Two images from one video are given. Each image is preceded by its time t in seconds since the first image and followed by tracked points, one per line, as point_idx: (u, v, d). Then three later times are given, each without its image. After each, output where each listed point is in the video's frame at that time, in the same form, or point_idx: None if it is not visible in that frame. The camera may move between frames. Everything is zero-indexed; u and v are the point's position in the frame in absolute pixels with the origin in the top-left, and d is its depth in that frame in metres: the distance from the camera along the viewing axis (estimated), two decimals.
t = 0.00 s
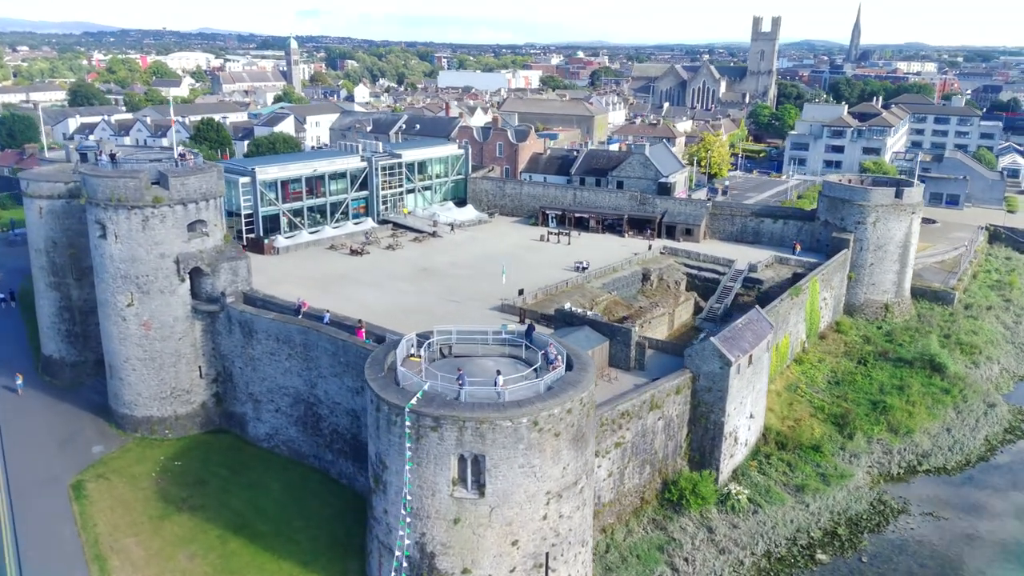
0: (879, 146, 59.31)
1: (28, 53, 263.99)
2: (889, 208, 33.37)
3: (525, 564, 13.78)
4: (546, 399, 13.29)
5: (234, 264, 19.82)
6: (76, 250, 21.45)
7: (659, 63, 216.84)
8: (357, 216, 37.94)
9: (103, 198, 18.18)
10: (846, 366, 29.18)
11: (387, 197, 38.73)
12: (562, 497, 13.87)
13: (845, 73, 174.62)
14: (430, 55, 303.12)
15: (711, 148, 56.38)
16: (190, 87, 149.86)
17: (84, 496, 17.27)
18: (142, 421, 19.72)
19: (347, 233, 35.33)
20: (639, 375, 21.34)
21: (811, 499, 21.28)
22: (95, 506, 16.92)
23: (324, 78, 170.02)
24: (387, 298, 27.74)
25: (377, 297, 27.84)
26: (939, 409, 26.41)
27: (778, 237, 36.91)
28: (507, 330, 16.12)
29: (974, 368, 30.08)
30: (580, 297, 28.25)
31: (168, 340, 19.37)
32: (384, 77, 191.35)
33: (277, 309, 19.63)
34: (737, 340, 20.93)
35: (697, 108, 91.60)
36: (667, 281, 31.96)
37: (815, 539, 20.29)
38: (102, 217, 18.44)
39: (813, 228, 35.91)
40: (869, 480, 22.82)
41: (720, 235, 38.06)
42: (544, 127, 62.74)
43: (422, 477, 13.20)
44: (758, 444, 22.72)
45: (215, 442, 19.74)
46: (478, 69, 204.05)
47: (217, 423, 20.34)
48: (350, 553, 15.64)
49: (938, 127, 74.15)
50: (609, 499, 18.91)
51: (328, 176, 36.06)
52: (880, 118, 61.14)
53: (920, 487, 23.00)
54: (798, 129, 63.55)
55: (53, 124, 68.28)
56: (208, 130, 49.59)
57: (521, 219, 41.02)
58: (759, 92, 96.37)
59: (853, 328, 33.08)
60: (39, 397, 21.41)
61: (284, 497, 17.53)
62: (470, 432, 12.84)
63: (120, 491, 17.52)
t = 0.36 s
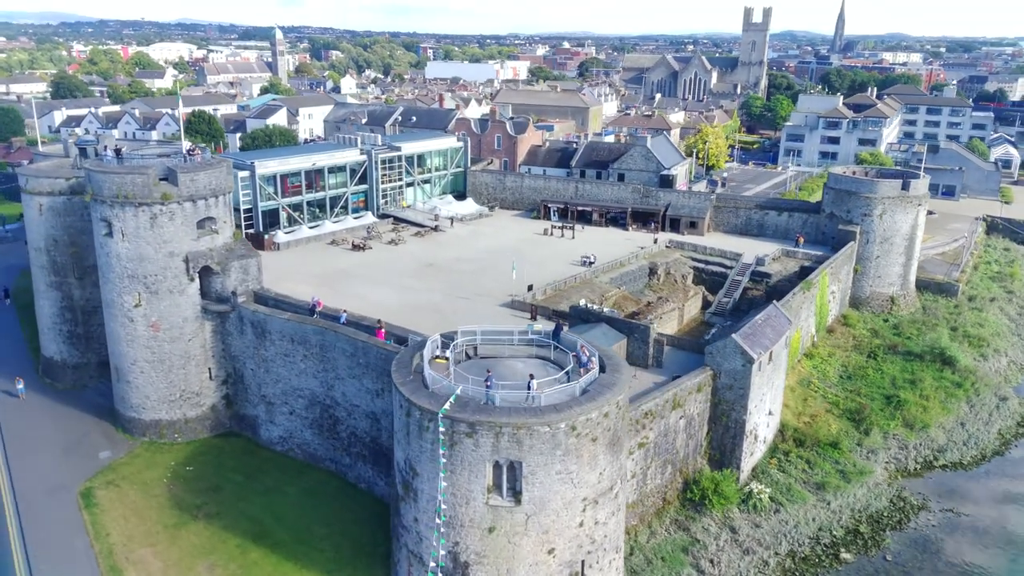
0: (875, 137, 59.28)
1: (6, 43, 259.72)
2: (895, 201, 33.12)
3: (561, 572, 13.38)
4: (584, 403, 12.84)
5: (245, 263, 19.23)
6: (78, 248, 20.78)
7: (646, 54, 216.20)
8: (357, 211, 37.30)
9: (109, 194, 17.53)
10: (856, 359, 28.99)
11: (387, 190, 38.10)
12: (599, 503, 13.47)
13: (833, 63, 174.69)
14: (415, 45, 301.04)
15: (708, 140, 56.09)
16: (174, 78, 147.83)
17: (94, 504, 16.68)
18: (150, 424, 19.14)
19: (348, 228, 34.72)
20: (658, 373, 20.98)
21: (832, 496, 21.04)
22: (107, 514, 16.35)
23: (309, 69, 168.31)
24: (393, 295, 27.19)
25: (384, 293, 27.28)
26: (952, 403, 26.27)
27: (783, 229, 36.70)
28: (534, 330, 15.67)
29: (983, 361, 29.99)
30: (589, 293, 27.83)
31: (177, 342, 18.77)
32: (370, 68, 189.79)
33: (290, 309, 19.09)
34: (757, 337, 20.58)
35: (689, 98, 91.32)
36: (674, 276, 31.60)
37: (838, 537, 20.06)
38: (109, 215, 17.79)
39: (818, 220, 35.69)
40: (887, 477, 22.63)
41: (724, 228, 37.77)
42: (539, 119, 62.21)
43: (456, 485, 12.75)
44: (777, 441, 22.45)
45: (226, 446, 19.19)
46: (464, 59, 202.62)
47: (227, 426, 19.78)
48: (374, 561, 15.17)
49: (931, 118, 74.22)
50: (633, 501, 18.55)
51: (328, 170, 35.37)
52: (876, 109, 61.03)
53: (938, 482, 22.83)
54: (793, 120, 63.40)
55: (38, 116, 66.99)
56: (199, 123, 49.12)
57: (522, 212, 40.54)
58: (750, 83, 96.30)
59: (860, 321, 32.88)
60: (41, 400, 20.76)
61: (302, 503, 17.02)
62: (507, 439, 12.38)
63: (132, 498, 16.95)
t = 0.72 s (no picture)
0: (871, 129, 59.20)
1: None
2: (901, 193, 32.88)
3: None
4: (620, 407, 12.45)
5: (255, 262, 18.69)
6: (80, 247, 20.15)
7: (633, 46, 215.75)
8: (356, 206, 36.72)
9: (116, 192, 16.94)
10: (865, 354, 28.81)
11: (387, 185, 37.53)
12: (634, 509, 13.11)
13: (820, 55, 175.02)
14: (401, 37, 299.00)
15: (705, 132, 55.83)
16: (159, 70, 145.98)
17: (104, 512, 16.16)
18: (159, 428, 18.61)
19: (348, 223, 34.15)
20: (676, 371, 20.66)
21: (851, 494, 20.84)
22: (118, 523, 15.83)
23: (295, 61, 166.69)
24: (399, 292, 26.66)
25: (390, 290, 26.78)
26: (964, 398, 26.18)
27: (787, 223, 36.53)
28: (560, 331, 15.29)
29: (990, 355, 29.92)
30: (598, 289, 27.45)
31: (186, 343, 18.24)
32: (357, 60, 188.39)
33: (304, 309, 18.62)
34: (777, 334, 20.28)
35: (682, 90, 91.09)
36: (681, 271, 31.29)
37: (859, 536, 19.86)
38: (115, 213, 17.20)
39: (822, 214, 35.51)
40: (904, 473, 22.47)
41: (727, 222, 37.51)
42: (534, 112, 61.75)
43: (490, 492, 12.36)
44: (794, 439, 22.22)
45: (237, 450, 18.70)
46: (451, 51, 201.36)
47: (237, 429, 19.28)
48: (398, 569, 14.74)
49: (923, 110, 74.31)
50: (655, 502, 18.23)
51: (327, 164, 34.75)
52: (870, 101, 60.97)
53: (954, 478, 22.68)
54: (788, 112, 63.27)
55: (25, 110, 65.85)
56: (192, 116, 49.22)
57: (522, 207, 40.11)
58: (742, 75, 96.21)
59: (866, 315, 32.71)
60: (43, 404, 20.17)
61: (319, 509, 16.57)
62: (543, 445, 11.99)
63: (143, 505, 16.44)
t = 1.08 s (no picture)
0: (866, 121, 59.13)
1: None
2: (907, 186, 32.63)
3: None
4: (664, 413, 12.06)
5: (269, 261, 18.12)
6: (83, 246, 19.48)
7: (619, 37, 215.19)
8: (356, 200, 36.09)
9: (125, 190, 16.32)
10: (876, 348, 28.62)
11: (387, 179, 36.93)
12: (675, 517, 12.75)
13: (807, 45, 175.27)
14: (385, 28, 296.72)
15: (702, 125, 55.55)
16: (141, 62, 143.78)
17: (119, 522, 15.59)
18: (170, 434, 18.07)
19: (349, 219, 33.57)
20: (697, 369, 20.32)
21: (873, 492, 20.64)
22: (134, 534, 15.27)
23: (280, 52, 164.87)
24: (407, 289, 26.10)
25: (397, 287, 26.26)
26: (978, 392, 26.07)
27: (793, 216, 36.39)
28: (591, 333, 14.87)
29: (999, 348, 29.85)
30: (608, 285, 27.06)
31: (199, 346, 17.68)
32: (342, 51, 186.87)
33: (320, 310, 18.13)
34: (799, 331, 19.95)
35: (673, 82, 90.80)
36: (689, 265, 30.97)
37: (883, 534, 19.67)
38: (125, 212, 16.59)
39: (827, 206, 35.32)
40: (923, 470, 22.32)
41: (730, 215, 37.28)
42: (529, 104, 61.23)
43: (531, 501, 11.93)
44: (813, 436, 21.97)
45: (251, 455, 18.18)
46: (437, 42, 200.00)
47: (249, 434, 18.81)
48: None
49: (915, 101, 74.43)
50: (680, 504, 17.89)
51: (327, 159, 34.07)
52: (866, 92, 60.88)
53: (973, 474, 22.58)
54: (783, 104, 63.12)
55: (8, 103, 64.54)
56: (183, 109, 48.70)
57: (523, 200, 39.64)
58: (733, 66, 95.99)
59: (873, 308, 32.52)
60: (48, 409, 19.53)
61: (341, 516, 16.12)
62: (586, 453, 11.55)
63: (159, 515, 15.88)
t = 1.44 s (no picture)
0: (860, 114, 59.10)
1: None
2: (911, 179, 32.39)
3: None
4: (704, 419, 11.69)
5: (279, 261, 17.58)
6: (84, 247, 18.85)
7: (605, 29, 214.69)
8: (354, 196, 35.49)
9: (132, 189, 15.72)
10: (884, 343, 28.42)
11: (385, 174, 36.34)
12: (713, 525, 12.40)
13: (792, 38, 175.72)
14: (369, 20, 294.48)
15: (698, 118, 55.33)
16: (123, 54, 141.68)
17: (129, 534, 15.02)
18: (178, 440, 17.52)
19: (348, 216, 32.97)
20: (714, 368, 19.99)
21: (891, 491, 20.43)
22: (146, 545, 14.71)
23: (264, 45, 163.09)
24: (412, 288, 25.58)
25: (402, 285, 25.76)
26: (988, 387, 25.99)
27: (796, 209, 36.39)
28: (618, 334, 14.47)
29: (1004, 342, 29.77)
30: (615, 281, 26.69)
31: (208, 350, 17.13)
32: (326, 44, 185.34)
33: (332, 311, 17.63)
34: (818, 328, 19.65)
35: (664, 75, 90.56)
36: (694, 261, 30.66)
37: (902, 534, 19.49)
38: (130, 212, 15.99)
39: (830, 200, 35.22)
40: (938, 468, 22.17)
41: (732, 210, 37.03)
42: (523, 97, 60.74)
43: (568, 512, 11.53)
44: (829, 434, 21.72)
45: (263, 462, 17.67)
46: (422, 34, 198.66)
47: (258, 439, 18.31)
48: None
49: (906, 93, 74.58)
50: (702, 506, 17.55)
51: (325, 154, 33.41)
52: (859, 85, 60.84)
53: (988, 470, 22.48)
54: (777, 97, 63.00)
55: None
56: (173, 103, 47.83)
57: (522, 195, 39.20)
58: (723, 59, 95.88)
59: (877, 303, 32.26)
60: (48, 416, 18.92)
61: (359, 524, 15.65)
62: (627, 462, 11.15)
63: (170, 525, 15.33)
